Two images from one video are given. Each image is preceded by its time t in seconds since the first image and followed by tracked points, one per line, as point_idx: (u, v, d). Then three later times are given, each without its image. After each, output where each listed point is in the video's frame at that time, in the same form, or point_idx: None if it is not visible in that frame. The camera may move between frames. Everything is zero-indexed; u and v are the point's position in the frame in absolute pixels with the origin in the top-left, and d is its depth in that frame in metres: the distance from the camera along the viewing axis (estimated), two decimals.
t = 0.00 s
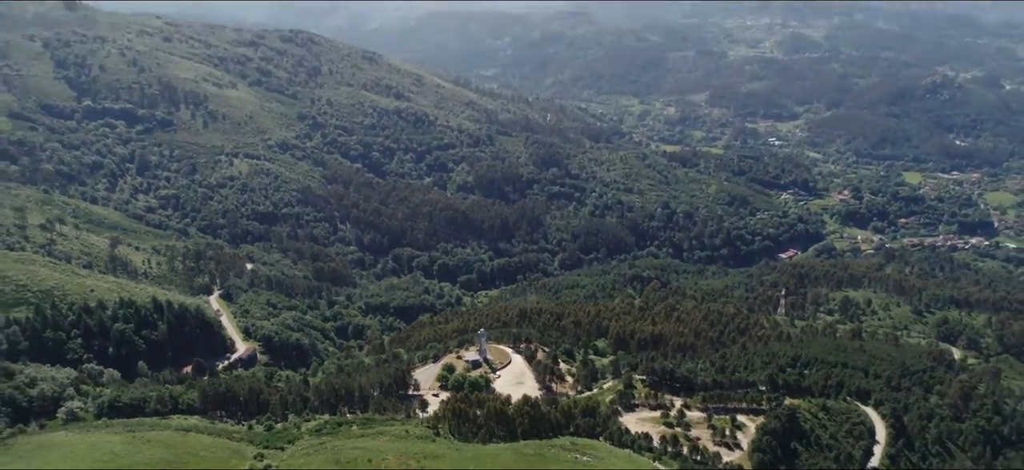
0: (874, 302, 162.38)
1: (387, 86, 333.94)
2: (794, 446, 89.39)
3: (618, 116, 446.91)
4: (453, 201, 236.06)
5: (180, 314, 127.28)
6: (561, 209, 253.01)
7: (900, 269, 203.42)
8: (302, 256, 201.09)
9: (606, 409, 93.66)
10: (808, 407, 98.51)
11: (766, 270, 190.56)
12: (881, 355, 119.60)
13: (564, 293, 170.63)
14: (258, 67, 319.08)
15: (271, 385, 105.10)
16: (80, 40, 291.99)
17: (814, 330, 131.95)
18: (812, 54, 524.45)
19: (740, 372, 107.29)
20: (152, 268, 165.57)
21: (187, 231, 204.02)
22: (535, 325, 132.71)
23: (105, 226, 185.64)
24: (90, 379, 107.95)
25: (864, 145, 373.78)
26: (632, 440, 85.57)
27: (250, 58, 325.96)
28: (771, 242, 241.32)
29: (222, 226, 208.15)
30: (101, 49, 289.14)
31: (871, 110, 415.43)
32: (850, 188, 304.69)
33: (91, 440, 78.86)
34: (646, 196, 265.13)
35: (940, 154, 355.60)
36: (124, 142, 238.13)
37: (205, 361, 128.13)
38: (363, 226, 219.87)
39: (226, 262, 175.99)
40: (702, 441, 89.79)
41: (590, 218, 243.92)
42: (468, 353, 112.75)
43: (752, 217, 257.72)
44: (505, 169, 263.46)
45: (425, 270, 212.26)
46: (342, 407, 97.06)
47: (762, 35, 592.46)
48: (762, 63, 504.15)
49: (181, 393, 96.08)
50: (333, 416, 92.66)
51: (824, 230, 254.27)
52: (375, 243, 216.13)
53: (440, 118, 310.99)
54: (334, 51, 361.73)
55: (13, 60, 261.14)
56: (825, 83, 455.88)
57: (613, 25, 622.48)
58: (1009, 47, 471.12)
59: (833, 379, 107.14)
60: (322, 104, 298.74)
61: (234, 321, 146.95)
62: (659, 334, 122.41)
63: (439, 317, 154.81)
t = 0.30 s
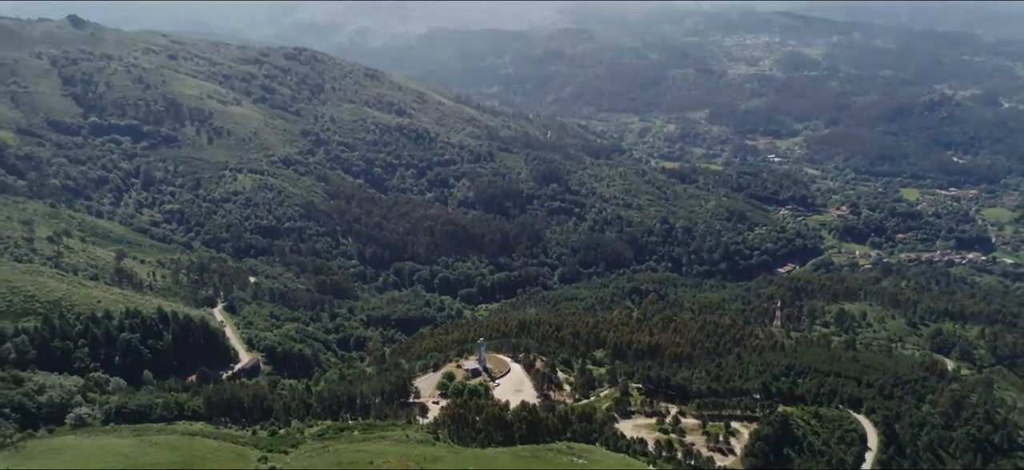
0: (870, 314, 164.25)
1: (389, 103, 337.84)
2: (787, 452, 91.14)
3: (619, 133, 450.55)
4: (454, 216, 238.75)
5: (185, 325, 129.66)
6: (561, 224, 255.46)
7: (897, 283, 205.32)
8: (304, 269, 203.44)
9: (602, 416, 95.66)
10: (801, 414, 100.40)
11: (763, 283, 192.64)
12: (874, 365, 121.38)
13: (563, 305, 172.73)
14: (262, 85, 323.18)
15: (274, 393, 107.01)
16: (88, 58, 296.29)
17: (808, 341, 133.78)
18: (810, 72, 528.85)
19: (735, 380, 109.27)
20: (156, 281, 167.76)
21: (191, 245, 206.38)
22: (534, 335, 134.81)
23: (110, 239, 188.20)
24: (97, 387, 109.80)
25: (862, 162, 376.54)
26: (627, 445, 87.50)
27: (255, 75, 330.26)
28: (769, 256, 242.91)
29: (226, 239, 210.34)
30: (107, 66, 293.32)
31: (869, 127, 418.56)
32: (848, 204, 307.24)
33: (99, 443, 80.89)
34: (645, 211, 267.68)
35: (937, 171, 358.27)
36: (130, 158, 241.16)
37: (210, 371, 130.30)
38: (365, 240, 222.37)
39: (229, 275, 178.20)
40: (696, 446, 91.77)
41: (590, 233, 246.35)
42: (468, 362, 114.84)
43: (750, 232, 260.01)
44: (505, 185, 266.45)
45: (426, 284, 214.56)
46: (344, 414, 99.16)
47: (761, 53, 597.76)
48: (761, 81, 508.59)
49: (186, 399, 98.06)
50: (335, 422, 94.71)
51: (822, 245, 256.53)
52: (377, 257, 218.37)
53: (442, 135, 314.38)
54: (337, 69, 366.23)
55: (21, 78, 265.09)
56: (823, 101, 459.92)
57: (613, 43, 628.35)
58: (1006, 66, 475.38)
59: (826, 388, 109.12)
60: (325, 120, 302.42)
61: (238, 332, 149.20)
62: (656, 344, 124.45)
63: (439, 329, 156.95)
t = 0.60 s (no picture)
0: (867, 320, 165.14)
1: (390, 111, 339.76)
2: (784, 455, 91.73)
3: (618, 141, 452.15)
4: (454, 223, 240.09)
5: (187, 330, 130.80)
6: (561, 231, 256.68)
7: (895, 290, 206.28)
8: (305, 276, 204.68)
9: (601, 419, 96.56)
10: (797, 418, 101.39)
11: (761, 290, 193.70)
12: (870, 370, 122.18)
13: (562, 311, 173.82)
14: (264, 93, 325.02)
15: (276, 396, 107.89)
16: (91, 66, 298.18)
17: (806, 346, 134.63)
18: (810, 80, 530.68)
19: (732, 384, 110.23)
20: (158, 287, 168.85)
21: (193, 251, 207.33)
22: (533, 340, 135.81)
23: (113, 246, 189.43)
24: (100, 391, 110.73)
25: (862, 170, 377.76)
26: (625, 448, 88.50)
27: (256, 83, 332.17)
28: (768, 263, 243.39)
29: (227, 245, 211.31)
30: (110, 74, 295.15)
31: (868, 135, 419.83)
32: (847, 212, 308.51)
33: (103, 446, 81.66)
34: (645, 219, 268.96)
35: (936, 179, 359.24)
36: (132, 165, 242.44)
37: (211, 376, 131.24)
38: (366, 246, 223.54)
39: (230, 281, 179.04)
40: (694, 449, 92.82)
41: (589, 240, 247.62)
42: (468, 367, 115.93)
43: (750, 239, 261.08)
44: (506, 192, 267.90)
45: (426, 290, 215.79)
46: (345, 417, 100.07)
47: (761, 61, 600.05)
48: (760, 89, 510.52)
49: (188, 403, 98.86)
50: (336, 425, 95.82)
51: (821, 253, 257.68)
52: (377, 264, 219.59)
53: (442, 143, 315.89)
54: (338, 77, 368.31)
55: (25, 86, 266.77)
56: (822, 109, 461.64)
57: (613, 52, 630.89)
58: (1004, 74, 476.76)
59: (821, 393, 110.06)
60: (326, 128, 304.13)
61: (239, 337, 150.24)
62: (654, 349, 125.29)
63: (439, 334, 157.82)
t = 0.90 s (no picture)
0: (866, 323, 165.61)
1: (390, 115, 340.74)
2: (782, 456, 92.07)
3: (618, 145, 452.99)
4: (455, 227, 240.77)
5: (188, 333, 131.36)
6: (561, 235, 257.34)
7: (894, 293, 206.71)
8: (306, 279, 205.27)
9: (600, 421, 97.05)
10: (795, 420, 101.87)
11: (760, 293, 194.21)
12: (869, 373, 122.58)
13: (563, 314, 174.33)
14: (265, 97, 326.04)
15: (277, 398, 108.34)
16: (92, 70, 299.30)
17: (805, 349, 135.12)
18: (809, 85, 531.65)
19: (731, 386, 110.73)
20: (159, 290, 169.39)
21: (194, 254, 207.83)
22: (533, 343, 136.32)
23: (114, 249, 190.05)
24: (102, 392, 111.22)
25: (861, 174, 378.26)
26: (624, 449, 89.02)
27: (257, 87, 333.16)
28: (768, 266, 243.59)
29: (228, 249, 211.82)
30: (112, 78, 296.20)
31: (868, 140, 420.42)
32: (846, 216, 309.13)
33: (105, 448, 82.21)
34: (645, 223, 269.53)
35: (936, 183, 359.41)
36: (133, 169, 243.06)
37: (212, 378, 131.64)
38: (366, 250, 224.12)
39: (230, 284, 179.47)
40: (693, 450, 93.40)
41: (589, 243, 248.28)
42: (468, 369, 116.50)
43: (749, 243, 261.58)
44: (506, 197, 268.67)
45: (426, 293, 216.41)
46: (345, 419, 100.54)
47: (760, 66, 601.22)
48: (760, 94, 511.38)
49: (189, 405, 99.36)
50: (337, 427, 96.42)
51: (820, 257, 258.31)
52: (377, 267, 220.20)
53: (442, 147, 316.65)
54: (339, 81, 369.46)
55: (27, 90, 267.73)
56: (821, 114, 462.42)
57: (613, 56, 632.25)
58: (1004, 78, 476.57)
59: (820, 395, 110.42)
60: (327, 132, 305.00)
61: (240, 340, 150.78)
62: (654, 352, 125.79)
63: (439, 337, 158.32)
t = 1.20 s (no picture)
0: (864, 326, 166.15)
1: (390, 119, 341.75)
2: (780, 458, 92.37)
3: (618, 149, 453.66)
4: (455, 231, 241.47)
5: (189, 335, 131.84)
6: (561, 239, 257.98)
7: (893, 297, 207.12)
8: (306, 282, 205.85)
9: (599, 423, 97.62)
10: (794, 422, 102.32)
11: (759, 297, 194.75)
12: (867, 376, 123.02)
13: (563, 318, 174.90)
14: (265, 101, 327.05)
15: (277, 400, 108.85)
16: (94, 74, 300.38)
17: (804, 352, 135.65)
18: (809, 89, 532.67)
19: (729, 389, 111.25)
20: (160, 293, 169.95)
21: (194, 258, 208.38)
22: (533, 346, 136.86)
23: (116, 252, 190.67)
24: (103, 394, 111.72)
25: (861, 178, 378.57)
26: (623, 451, 89.55)
27: (258, 92, 334.15)
28: (767, 270, 244.02)
29: (229, 252, 212.34)
30: (113, 83, 297.23)
31: (867, 144, 421.13)
32: (846, 220, 309.79)
33: (106, 449, 82.71)
34: (644, 227, 270.18)
35: (935, 187, 359.99)
36: (134, 173, 243.75)
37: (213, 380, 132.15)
38: (366, 254, 224.70)
39: (230, 287, 179.68)
40: (692, 452, 93.97)
41: (589, 247, 248.95)
42: (468, 372, 117.05)
43: (749, 247, 262.08)
44: (506, 201, 269.35)
45: (426, 297, 216.97)
46: (345, 421, 101.12)
47: (760, 71, 602.47)
48: (760, 98, 512.49)
49: (191, 407, 99.83)
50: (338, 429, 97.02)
51: (820, 261, 259.08)
52: (378, 271, 220.76)
53: (442, 151, 317.44)
54: (340, 86, 370.45)
55: (28, 94, 268.76)
56: (821, 118, 463.39)
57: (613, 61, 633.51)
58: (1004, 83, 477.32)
59: (818, 398, 110.91)
60: (328, 137, 305.89)
61: (241, 343, 151.38)
62: (653, 355, 126.28)
63: (439, 341, 158.82)
